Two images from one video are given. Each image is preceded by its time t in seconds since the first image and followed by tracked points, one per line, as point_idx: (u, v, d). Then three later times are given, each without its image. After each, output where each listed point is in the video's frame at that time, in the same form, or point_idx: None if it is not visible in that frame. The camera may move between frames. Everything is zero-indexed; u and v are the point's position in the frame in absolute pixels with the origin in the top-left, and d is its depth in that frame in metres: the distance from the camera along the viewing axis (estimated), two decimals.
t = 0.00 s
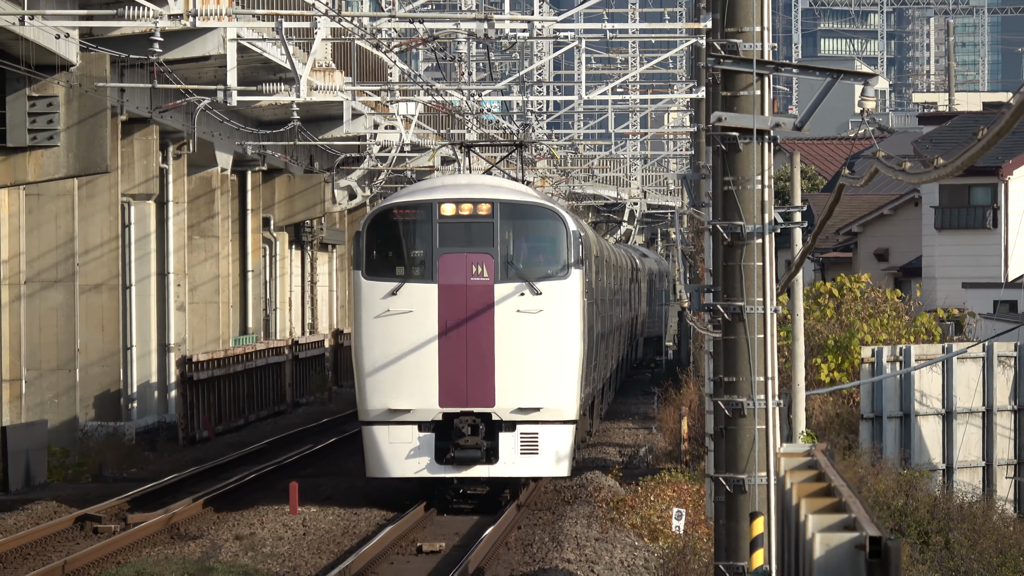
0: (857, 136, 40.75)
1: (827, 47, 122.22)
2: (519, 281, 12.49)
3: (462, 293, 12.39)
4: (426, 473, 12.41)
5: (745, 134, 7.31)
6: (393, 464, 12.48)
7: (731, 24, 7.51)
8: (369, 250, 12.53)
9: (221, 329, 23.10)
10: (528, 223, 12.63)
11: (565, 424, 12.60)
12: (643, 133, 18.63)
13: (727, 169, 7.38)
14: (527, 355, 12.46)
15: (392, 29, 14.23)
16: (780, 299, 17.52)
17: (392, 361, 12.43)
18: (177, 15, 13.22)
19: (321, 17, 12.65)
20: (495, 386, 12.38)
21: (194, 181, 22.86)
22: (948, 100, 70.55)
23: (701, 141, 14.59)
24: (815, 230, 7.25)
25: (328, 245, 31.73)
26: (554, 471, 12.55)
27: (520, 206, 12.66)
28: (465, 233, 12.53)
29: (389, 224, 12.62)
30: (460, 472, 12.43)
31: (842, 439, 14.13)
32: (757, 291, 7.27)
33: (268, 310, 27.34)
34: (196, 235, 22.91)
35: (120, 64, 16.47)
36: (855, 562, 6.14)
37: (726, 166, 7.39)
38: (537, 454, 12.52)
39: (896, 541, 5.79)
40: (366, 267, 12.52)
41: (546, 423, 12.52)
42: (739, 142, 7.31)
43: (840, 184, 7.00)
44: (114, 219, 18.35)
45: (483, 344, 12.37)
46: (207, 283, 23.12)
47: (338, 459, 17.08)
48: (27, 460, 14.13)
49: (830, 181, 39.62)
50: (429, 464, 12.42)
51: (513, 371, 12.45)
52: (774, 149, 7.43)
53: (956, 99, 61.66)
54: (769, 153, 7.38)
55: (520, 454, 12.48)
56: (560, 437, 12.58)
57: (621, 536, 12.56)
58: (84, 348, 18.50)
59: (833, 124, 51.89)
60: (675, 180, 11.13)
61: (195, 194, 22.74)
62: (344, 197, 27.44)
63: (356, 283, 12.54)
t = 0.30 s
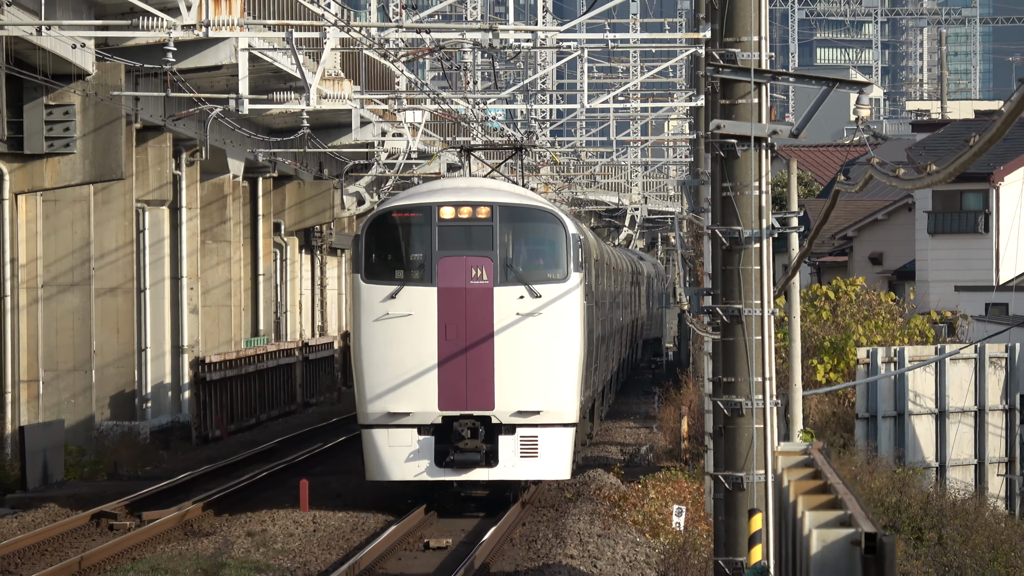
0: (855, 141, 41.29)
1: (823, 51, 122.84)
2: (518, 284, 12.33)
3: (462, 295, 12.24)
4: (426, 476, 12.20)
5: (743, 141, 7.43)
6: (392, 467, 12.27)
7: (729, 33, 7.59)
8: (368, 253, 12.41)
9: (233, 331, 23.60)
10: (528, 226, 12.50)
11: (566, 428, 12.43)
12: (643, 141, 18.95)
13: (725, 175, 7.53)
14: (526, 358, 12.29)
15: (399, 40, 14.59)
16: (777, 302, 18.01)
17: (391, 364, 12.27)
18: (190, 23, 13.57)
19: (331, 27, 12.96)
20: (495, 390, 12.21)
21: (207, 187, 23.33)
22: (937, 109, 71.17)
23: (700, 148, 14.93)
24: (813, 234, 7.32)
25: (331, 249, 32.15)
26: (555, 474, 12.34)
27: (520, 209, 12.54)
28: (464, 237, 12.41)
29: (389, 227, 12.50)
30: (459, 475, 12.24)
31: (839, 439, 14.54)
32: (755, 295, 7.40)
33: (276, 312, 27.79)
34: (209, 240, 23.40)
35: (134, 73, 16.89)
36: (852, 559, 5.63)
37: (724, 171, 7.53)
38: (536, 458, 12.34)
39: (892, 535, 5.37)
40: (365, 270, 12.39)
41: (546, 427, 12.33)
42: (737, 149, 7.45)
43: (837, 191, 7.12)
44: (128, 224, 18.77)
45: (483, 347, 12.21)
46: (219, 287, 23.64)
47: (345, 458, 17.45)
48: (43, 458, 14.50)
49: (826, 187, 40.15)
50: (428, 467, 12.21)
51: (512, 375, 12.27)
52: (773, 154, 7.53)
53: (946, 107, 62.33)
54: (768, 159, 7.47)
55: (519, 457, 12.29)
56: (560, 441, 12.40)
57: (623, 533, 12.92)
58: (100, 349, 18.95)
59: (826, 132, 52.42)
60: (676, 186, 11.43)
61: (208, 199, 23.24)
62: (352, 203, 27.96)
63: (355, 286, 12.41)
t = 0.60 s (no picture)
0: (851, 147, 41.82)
1: (821, 56, 123.43)
2: (518, 285, 12.10)
3: (462, 297, 11.98)
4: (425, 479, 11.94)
5: (742, 146, 7.47)
6: (392, 469, 12.00)
7: (729, 40, 7.63)
8: (367, 255, 12.13)
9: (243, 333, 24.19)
10: (528, 227, 12.26)
11: (566, 431, 12.20)
12: (644, 147, 19.25)
13: (723, 180, 7.59)
14: (527, 359, 12.06)
15: (406, 49, 14.95)
16: (773, 303, 18.45)
17: (390, 367, 11.98)
18: (204, 33, 13.94)
19: (341, 37, 13.28)
20: (496, 392, 11.95)
21: (219, 192, 24.01)
22: (932, 116, 71.78)
23: (700, 155, 15.27)
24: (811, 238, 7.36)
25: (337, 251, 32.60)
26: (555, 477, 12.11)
27: (520, 210, 12.29)
28: (464, 238, 12.16)
29: (388, 229, 12.22)
30: (459, 479, 12.00)
31: (835, 438, 14.95)
32: (754, 298, 7.49)
33: (282, 314, 28.25)
34: (221, 244, 24.14)
35: (148, 81, 17.30)
36: (847, 552, 7.39)
37: (722, 176, 7.59)
38: (536, 461, 12.11)
39: (885, 537, 6.79)
40: (364, 273, 12.11)
41: (547, 429, 12.10)
42: (736, 154, 7.52)
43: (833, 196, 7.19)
44: (143, 228, 19.22)
45: (483, 349, 11.94)
46: (231, 289, 24.23)
47: (352, 457, 17.81)
48: (60, 457, 14.87)
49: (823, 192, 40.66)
50: (428, 470, 11.95)
51: (513, 377, 12.02)
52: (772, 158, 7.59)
53: (940, 115, 62.94)
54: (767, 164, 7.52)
55: (519, 460, 12.05)
56: (560, 443, 12.17)
57: (624, 529, 13.31)
58: (116, 350, 19.35)
59: (823, 139, 52.96)
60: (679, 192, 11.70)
61: (221, 205, 23.83)
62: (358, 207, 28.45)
63: (354, 288, 12.12)
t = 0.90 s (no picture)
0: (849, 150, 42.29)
1: (820, 59, 123.97)
2: (518, 285, 12.15)
3: (462, 297, 12.02)
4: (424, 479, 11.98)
5: (740, 151, 7.75)
6: (391, 470, 12.01)
7: (728, 49, 7.91)
8: (368, 255, 12.16)
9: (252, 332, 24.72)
10: (528, 228, 12.31)
11: (565, 431, 12.25)
12: (645, 151, 19.66)
13: (723, 183, 7.88)
14: (526, 359, 12.11)
15: (414, 56, 15.35)
16: (771, 303, 18.83)
17: (390, 366, 12.01)
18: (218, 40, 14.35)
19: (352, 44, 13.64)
20: (495, 392, 11.99)
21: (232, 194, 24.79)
22: (926, 120, 72.40)
23: (700, 158, 15.66)
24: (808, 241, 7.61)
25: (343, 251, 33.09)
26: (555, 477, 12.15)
27: (520, 211, 12.34)
28: (464, 238, 12.19)
29: (388, 229, 12.25)
30: (458, 479, 12.03)
31: (831, 435, 15.34)
32: (752, 298, 7.77)
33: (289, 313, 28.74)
34: (233, 245, 24.75)
35: (162, 86, 17.74)
36: (841, 547, 7.50)
37: (721, 180, 7.88)
38: (536, 461, 12.16)
39: (878, 532, 7.04)
40: (364, 272, 12.15)
41: (546, 429, 12.14)
42: (735, 159, 7.78)
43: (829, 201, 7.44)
44: (158, 229, 19.74)
45: (483, 350, 11.99)
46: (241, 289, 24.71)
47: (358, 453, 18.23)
48: (76, 452, 15.29)
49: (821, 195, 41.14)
50: (426, 470, 12.00)
51: (512, 377, 12.08)
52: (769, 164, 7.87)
53: (932, 119, 63.45)
54: (765, 169, 7.80)
55: (519, 460, 12.09)
56: (559, 443, 12.21)
57: (624, 523, 13.72)
58: (129, 349, 19.88)
59: (822, 143, 53.47)
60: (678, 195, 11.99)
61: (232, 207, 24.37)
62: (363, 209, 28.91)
63: (354, 288, 12.15)
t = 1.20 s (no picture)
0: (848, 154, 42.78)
1: (821, 61, 124.54)
2: (518, 285, 12.05)
3: (462, 297, 11.91)
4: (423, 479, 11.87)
5: (739, 156, 8.15)
6: (391, 470, 11.92)
7: (728, 56, 8.25)
8: (367, 254, 12.06)
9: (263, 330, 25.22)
10: (529, 227, 12.18)
11: (565, 431, 12.16)
12: (646, 156, 20.08)
13: (722, 186, 8.28)
14: (526, 360, 12.00)
15: (422, 63, 15.81)
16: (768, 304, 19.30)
17: (389, 366, 11.93)
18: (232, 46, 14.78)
19: (362, 52, 14.00)
20: (495, 392, 11.90)
21: (243, 198, 25.37)
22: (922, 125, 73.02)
23: (700, 163, 16.09)
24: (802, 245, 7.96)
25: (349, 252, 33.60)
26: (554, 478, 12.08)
27: (520, 210, 12.22)
28: (464, 237, 12.07)
29: (387, 228, 12.14)
30: (457, 479, 11.92)
31: (826, 432, 15.77)
32: (750, 299, 8.17)
33: (297, 311, 29.24)
34: (245, 246, 25.27)
35: (179, 91, 18.24)
36: (835, 541, 7.50)
37: (721, 182, 8.28)
38: (536, 462, 12.07)
39: (873, 523, 6.97)
40: (363, 272, 12.05)
41: (546, 430, 12.05)
42: (734, 163, 8.18)
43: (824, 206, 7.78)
44: (172, 230, 20.26)
45: (483, 350, 11.90)
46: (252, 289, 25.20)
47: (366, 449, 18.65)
48: (93, 447, 15.74)
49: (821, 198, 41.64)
50: (426, 471, 11.89)
51: (512, 378, 11.99)
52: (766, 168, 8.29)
53: (929, 125, 63.93)
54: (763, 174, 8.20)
55: (518, 460, 12.00)
56: (559, 444, 12.13)
57: (626, 518, 14.14)
58: (146, 346, 20.48)
59: (821, 147, 54.01)
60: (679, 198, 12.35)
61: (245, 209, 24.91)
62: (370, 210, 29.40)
63: (354, 287, 12.07)
